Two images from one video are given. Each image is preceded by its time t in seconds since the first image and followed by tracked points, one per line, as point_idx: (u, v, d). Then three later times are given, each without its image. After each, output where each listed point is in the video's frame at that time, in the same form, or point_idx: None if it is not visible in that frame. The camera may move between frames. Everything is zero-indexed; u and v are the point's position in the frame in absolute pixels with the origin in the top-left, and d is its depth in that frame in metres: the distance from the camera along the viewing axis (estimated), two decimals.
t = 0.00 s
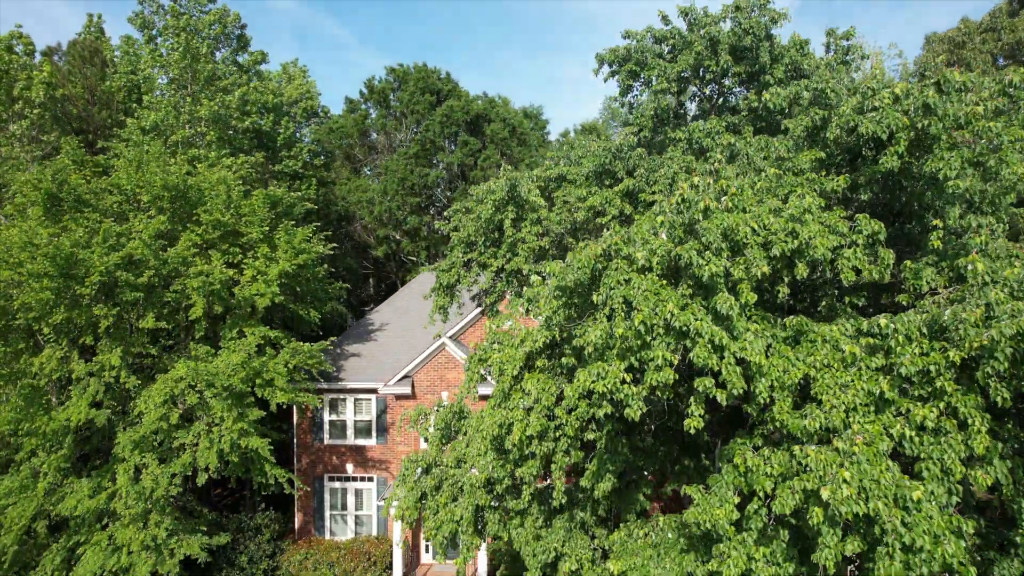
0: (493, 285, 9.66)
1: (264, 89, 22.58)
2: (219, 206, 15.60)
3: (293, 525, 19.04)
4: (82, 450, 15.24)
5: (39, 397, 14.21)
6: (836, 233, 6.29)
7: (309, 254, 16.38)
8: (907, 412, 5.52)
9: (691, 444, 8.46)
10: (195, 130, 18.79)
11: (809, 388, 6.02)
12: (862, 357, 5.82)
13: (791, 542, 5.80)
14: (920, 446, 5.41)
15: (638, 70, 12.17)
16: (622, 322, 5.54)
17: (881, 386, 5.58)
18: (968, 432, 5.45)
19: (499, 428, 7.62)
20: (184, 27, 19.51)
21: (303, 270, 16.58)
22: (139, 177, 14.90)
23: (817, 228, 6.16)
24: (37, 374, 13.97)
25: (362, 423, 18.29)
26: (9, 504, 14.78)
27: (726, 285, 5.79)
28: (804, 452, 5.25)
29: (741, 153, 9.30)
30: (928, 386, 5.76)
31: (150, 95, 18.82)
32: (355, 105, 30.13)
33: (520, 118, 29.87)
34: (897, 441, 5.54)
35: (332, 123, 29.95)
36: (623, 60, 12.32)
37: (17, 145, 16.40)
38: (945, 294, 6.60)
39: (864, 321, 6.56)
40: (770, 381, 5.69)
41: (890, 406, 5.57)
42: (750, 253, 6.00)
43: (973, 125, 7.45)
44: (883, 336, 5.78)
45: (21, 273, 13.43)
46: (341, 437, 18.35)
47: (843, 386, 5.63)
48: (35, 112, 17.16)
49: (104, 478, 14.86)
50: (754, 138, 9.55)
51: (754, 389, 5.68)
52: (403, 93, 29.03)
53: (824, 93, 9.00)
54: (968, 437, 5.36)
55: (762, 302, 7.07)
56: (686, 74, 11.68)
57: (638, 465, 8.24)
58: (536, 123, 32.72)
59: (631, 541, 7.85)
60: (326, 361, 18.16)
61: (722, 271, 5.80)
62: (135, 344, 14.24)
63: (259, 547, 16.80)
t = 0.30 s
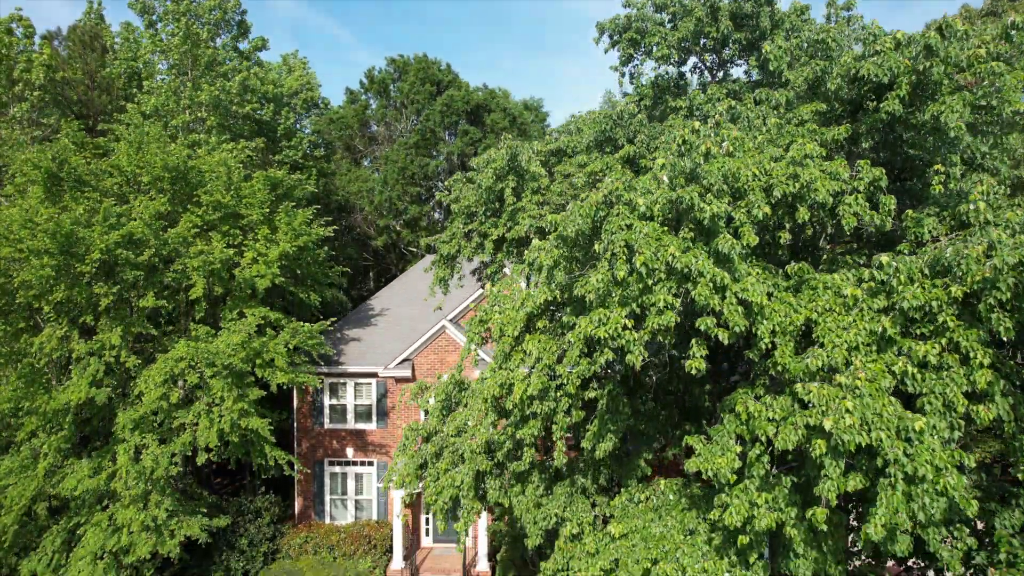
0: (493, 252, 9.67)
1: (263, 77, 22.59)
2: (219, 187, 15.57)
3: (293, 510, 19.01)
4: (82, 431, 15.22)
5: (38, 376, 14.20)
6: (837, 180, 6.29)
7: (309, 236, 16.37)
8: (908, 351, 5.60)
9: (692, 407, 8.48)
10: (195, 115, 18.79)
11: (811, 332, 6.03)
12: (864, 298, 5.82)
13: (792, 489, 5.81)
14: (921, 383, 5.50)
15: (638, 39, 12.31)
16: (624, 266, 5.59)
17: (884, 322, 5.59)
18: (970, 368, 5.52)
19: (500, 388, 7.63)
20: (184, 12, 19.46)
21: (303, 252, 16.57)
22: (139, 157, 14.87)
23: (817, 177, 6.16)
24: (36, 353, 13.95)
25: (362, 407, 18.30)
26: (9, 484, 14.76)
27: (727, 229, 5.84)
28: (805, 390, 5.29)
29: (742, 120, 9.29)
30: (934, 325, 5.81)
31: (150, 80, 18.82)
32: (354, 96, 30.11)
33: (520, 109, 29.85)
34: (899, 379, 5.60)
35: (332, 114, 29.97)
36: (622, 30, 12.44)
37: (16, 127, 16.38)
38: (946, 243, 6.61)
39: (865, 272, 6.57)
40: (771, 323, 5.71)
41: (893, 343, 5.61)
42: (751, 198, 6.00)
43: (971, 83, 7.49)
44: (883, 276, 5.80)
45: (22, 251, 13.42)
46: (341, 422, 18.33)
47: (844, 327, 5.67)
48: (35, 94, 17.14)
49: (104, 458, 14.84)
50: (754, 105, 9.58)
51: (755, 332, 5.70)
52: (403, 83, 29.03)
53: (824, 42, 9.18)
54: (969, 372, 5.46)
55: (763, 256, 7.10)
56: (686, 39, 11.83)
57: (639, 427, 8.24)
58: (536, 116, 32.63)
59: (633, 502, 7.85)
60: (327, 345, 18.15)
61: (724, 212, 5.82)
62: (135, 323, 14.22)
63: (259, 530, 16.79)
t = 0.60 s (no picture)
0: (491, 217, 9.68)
1: (263, 64, 22.60)
2: (220, 167, 15.55)
3: (293, 494, 18.98)
4: (82, 411, 15.20)
5: (38, 354, 14.19)
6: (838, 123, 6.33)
7: (309, 217, 16.35)
8: (910, 285, 5.61)
9: (692, 367, 8.41)
10: (196, 98, 18.80)
11: (813, 275, 6.03)
12: (865, 236, 5.82)
13: (793, 433, 5.81)
14: (923, 314, 5.49)
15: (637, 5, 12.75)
16: (625, 205, 5.63)
17: (886, 256, 5.59)
18: (972, 299, 5.52)
19: (501, 345, 7.63)
20: None
21: (303, 233, 16.55)
22: (139, 135, 14.85)
23: (817, 122, 6.20)
24: (36, 331, 13.92)
25: (362, 390, 18.28)
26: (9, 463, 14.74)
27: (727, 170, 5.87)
28: (806, 323, 5.32)
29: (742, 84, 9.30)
30: (939, 263, 5.81)
31: (150, 64, 18.83)
32: (354, 86, 30.11)
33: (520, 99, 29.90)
34: (900, 314, 5.62)
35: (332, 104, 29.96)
36: None
37: (16, 107, 16.36)
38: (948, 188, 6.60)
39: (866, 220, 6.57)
40: (773, 261, 5.75)
41: (895, 278, 5.62)
42: (751, 136, 6.05)
43: (968, 38, 7.51)
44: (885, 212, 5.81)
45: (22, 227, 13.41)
46: (341, 405, 18.30)
47: (846, 263, 5.69)
48: (35, 76, 17.14)
49: (104, 437, 14.82)
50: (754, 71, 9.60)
51: (756, 270, 5.74)
52: (403, 73, 29.07)
53: None
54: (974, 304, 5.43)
55: (764, 205, 7.11)
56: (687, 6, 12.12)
57: (639, 386, 8.23)
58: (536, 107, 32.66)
59: (633, 462, 7.83)
60: (327, 327, 18.12)
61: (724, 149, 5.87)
62: (135, 302, 14.19)
63: (259, 512, 16.78)
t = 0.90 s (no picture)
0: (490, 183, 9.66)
1: (262, 52, 22.63)
2: (220, 147, 15.56)
3: (293, 479, 18.95)
4: (81, 391, 15.19)
5: (38, 333, 14.19)
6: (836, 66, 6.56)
7: (309, 197, 16.36)
8: (911, 218, 5.69)
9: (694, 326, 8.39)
10: (195, 82, 18.81)
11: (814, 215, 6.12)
12: (864, 174, 5.99)
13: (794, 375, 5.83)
14: (924, 246, 5.55)
15: None
16: (625, 143, 5.91)
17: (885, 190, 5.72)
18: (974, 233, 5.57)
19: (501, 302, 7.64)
20: None
21: (304, 214, 16.55)
22: (139, 114, 14.85)
23: (817, 61, 6.44)
24: (36, 308, 13.91)
25: (362, 373, 18.26)
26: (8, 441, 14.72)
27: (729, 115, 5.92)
28: (805, 254, 5.38)
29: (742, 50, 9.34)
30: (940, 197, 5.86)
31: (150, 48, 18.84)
32: (354, 76, 30.12)
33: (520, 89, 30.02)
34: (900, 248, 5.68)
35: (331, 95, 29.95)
36: None
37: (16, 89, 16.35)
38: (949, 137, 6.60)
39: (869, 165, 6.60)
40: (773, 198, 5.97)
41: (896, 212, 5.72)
42: (751, 77, 6.28)
43: None
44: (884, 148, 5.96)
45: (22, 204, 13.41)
46: (341, 388, 18.28)
47: (847, 199, 5.79)
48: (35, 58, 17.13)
49: (103, 417, 14.81)
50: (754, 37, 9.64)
51: (757, 208, 5.94)
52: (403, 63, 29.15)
53: None
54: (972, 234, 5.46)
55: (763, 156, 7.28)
56: None
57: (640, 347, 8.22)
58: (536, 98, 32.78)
59: (633, 424, 7.77)
60: (327, 310, 18.10)
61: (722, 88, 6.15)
62: (135, 280, 14.19)
63: (258, 494, 16.77)
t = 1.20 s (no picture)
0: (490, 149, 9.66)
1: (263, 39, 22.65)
2: (220, 127, 15.57)
3: (292, 463, 18.94)
4: (81, 370, 15.18)
5: (38, 311, 14.21)
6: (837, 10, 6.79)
7: (309, 178, 16.37)
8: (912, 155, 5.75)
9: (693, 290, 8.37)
10: (194, 67, 18.82)
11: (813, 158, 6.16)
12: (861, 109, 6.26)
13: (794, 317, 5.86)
14: (924, 180, 5.63)
15: None
16: (626, 82, 6.14)
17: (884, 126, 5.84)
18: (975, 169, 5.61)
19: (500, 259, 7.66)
20: None
21: (304, 195, 16.57)
22: (138, 93, 14.83)
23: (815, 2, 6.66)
24: (36, 286, 13.89)
25: (362, 356, 18.25)
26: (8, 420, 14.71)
27: (729, 56, 6.05)
28: (806, 186, 5.46)
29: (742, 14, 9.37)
30: (940, 130, 5.95)
31: (150, 32, 18.85)
32: (354, 66, 30.13)
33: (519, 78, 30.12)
34: (900, 181, 5.80)
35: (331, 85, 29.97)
36: None
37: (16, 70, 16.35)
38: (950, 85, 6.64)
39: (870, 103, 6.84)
40: (773, 139, 6.05)
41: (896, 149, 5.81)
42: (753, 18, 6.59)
43: None
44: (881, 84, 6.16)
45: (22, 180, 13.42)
46: (341, 371, 18.27)
47: (849, 135, 5.83)
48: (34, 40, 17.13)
49: (103, 396, 14.80)
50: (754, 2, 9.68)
51: (756, 146, 6.07)
52: (403, 52, 29.22)
53: None
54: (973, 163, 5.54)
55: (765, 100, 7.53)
56: None
57: (641, 308, 8.21)
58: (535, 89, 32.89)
59: (634, 383, 7.76)
60: (327, 293, 18.08)
61: (720, 29, 6.43)
62: (135, 258, 14.19)
63: (258, 476, 16.74)
